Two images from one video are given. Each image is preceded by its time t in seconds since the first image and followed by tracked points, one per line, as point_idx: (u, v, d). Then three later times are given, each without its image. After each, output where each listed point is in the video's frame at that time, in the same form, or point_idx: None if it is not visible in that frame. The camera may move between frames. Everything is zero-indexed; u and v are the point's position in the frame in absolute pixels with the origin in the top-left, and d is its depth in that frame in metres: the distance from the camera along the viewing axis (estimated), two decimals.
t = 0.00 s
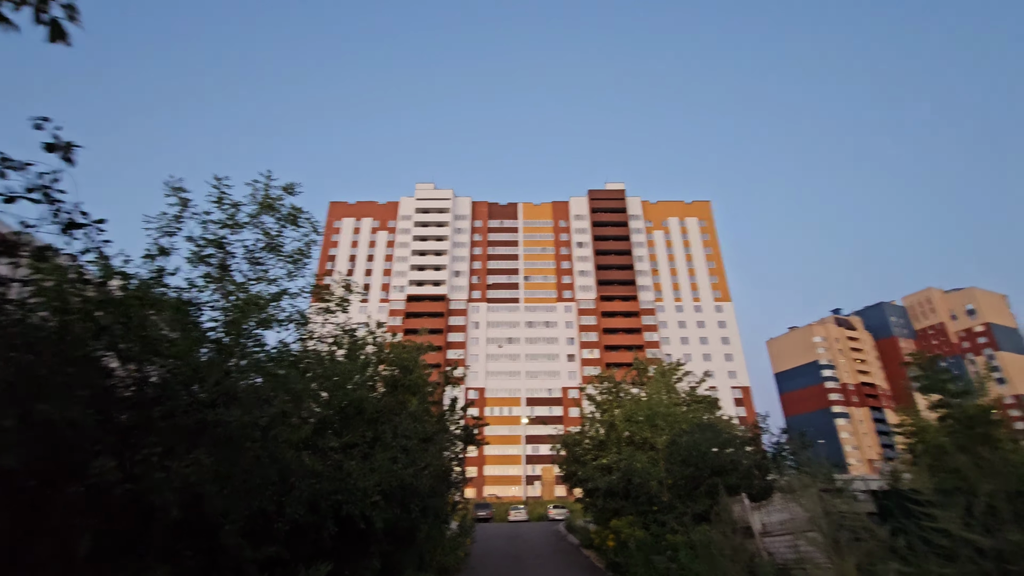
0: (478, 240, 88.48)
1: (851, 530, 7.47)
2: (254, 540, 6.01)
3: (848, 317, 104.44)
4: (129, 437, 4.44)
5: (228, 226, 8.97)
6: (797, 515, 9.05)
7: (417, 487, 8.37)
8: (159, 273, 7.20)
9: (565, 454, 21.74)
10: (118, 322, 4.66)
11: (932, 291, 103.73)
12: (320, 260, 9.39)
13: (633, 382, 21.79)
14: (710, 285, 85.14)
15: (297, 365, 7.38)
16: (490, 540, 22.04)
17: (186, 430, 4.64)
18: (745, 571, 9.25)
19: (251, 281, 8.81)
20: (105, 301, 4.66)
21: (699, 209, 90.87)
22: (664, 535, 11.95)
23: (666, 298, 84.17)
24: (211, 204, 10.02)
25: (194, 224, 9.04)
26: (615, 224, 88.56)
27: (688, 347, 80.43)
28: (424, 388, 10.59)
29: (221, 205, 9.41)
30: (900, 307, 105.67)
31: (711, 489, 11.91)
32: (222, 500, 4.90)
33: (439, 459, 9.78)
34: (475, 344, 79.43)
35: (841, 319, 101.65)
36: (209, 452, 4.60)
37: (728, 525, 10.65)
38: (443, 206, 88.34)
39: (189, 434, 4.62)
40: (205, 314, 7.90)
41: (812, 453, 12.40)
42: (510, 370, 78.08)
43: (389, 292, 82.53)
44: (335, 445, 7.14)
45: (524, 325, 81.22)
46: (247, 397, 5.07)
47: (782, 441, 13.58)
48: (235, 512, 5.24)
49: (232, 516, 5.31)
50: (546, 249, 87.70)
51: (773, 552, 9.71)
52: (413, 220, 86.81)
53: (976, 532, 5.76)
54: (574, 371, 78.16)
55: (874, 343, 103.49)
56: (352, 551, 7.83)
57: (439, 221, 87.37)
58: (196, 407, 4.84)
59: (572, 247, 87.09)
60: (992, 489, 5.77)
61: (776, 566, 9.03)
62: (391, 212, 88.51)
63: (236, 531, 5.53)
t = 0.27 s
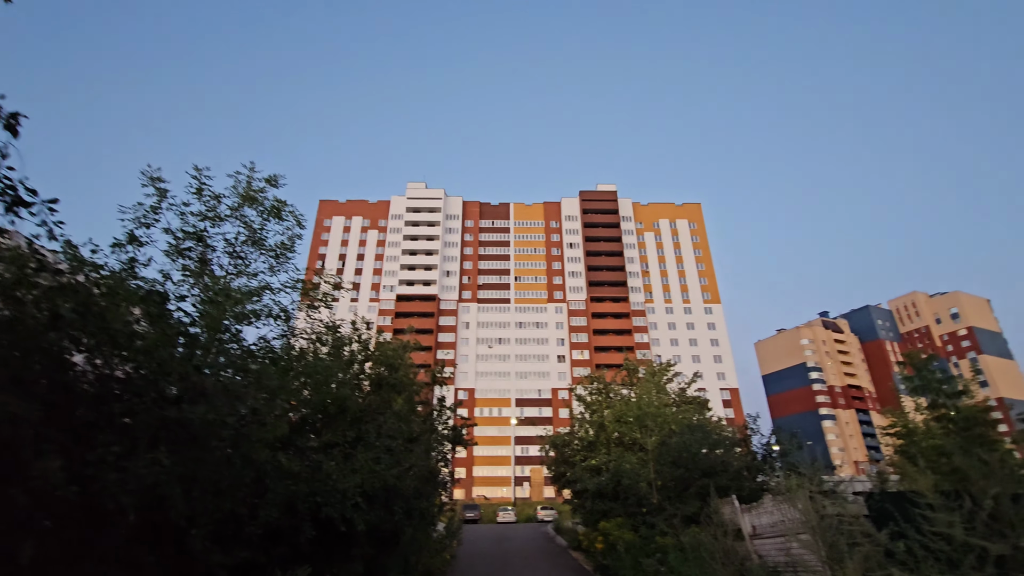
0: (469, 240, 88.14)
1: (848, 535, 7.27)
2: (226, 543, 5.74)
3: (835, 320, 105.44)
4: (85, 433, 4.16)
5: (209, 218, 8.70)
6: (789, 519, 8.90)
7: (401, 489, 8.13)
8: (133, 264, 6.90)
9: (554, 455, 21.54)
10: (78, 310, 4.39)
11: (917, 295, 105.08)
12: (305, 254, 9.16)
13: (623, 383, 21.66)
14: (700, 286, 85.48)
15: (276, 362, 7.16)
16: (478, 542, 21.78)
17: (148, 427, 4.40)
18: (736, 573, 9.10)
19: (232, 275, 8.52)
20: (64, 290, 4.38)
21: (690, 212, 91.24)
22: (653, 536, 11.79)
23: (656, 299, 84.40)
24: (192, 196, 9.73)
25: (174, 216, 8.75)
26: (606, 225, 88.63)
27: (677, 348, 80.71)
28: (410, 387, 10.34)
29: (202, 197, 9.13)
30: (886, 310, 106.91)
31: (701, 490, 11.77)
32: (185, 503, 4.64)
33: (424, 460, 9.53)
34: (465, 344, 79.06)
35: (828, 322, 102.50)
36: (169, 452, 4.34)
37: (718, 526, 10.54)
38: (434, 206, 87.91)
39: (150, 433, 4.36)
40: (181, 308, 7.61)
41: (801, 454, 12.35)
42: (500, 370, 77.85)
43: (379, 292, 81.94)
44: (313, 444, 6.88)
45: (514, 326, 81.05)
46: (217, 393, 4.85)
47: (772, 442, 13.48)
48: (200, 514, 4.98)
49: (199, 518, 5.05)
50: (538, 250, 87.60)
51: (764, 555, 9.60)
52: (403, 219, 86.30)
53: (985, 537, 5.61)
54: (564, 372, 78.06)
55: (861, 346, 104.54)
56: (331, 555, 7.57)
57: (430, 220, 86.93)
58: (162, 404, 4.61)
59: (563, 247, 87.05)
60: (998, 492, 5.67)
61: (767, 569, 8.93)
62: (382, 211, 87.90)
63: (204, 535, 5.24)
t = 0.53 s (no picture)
0: (465, 235, 87.80)
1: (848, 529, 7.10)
2: (200, 536, 5.48)
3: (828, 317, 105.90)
4: (39, 416, 3.89)
5: (192, 201, 8.43)
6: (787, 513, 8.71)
7: (388, 480, 7.93)
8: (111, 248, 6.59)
9: (546, 449, 21.48)
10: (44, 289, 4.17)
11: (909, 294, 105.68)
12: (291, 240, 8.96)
13: (616, 377, 21.58)
14: (695, 283, 85.57)
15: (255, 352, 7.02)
16: (470, 534, 21.80)
17: (111, 412, 4.16)
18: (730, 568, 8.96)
19: (216, 261, 8.27)
20: (24, 265, 4.15)
21: (685, 209, 91.22)
22: (645, 530, 11.67)
23: (651, 296, 84.45)
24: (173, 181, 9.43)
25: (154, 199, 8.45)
26: (601, 221, 88.50)
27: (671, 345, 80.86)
28: (400, 376, 10.12)
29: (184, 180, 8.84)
30: (878, 308, 107.50)
31: (694, 484, 11.62)
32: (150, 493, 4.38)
33: (413, 451, 9.32)
34: (459, 339, 78.86)
35: (822, 319, 102.92)
36: (129, 437, 4.10)
37: (711, 521, 10.41)
38: (429, 200, 87.47)
39: (111, 417, 4.12)
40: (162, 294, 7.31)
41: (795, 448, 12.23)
42: (495, 366, 77.73)
43: (374, 286, 81.58)
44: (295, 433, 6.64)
45: (509, 321, 80.91)
46: (188, 378, 4.64)
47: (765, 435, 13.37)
48: (169, 505, 4.73)
49: (168, 510, 4.80)
50: (533, 245, 87.37)
51: (757, 549, 9.44)
52: (398, 214, 85.84)
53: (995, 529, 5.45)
54: (558, 368, 78.05)
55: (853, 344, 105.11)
56: (315, 547, 7.38)
57: (425, 215, 86.50)
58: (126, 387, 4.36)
59: (559, 243, 86.87)
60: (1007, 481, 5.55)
61: (762, 564, 8.80)
62: (377, 205, 87.37)
63: (174, 528, 4.99)
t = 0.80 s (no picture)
0: (471, 233, 87.69)
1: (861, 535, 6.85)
2: (187, 532, 5.39)
3: (837, 317, 104.95)
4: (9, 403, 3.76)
5: (189, 193, 8.27)
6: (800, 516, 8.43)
7: (387, 478, 7.78)
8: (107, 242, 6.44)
9: (551, 449, 21.25)
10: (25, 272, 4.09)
11: (920, 294, 104.52)
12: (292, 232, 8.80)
13: (623, 376, 21.32)
14: (702, 283, 85.03)
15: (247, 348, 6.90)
16: (474, 534, 21.62)
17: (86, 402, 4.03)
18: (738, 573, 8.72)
19: (214, 254, 8.14)
20: (2, 250, 4.08)
21: (693, 207, 90.62)
22: (650, 531, 11.47)
23: (658, 295, 84.02)
24: (171, 171, 9.25)
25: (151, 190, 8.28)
26: (608, 219, 88.09)
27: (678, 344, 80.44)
28: (401, 372, 9.96)
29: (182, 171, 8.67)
30: (888, 309, 106.41)
31: (699, 486, 11.38)
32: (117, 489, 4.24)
33: (414, 448, 9.16)
34: (465, 337, 78.82)
35: (830, 320, 102.05)
36: (98, 433, 3.93)
37: (717, 523, 10.20)
38: (436, 198, 87.36)
39: (92, 405, 4.05)
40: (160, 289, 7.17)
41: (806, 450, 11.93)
42: (501, 364, 77.64)
43: (380, 284, 81.69)
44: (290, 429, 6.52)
45: (515, 320, 80.77)
46: (171, 370, 4.53)
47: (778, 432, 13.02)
48: (150, 501, 4.63)
49: (150, 505, 4.69)
50: (540, 243, 87.12)
51: (764, 552, 9.21)
52: (405, 211, 85.85)
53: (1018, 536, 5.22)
54: (564, 367, 77.84)
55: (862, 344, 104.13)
56: (311, 543, 7.31)
57: (432, 213, 86.44)
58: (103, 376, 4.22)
59: (565, 242, 86.57)
60: None
61: (768, 568, 8.59)
62: (384, 203, 87.41)
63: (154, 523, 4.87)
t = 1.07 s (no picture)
0: (479, 233, 87.62)
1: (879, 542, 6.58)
2: (180, 532, 5.26)
3: (848, 321, 103.80)
4: None
5: (192, 187, 8.21)
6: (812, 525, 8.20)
7: (389, 477, 7.64)
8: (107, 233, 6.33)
9: (557, 450, 21.09)
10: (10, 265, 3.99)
11: (933, 299, 103.11)
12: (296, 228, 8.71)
13: (629, 377, 21.12)
14: (711, 285, 84.41)
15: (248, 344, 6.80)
16: (478, 534, 21.54)
17: (72, 395, 3.87)
18: None
19: (217, 249, 8.06)
20: None
21: (702, 209, 90.01)
22: (657, 536, 11.27)
23: (666, 297, 83.51)
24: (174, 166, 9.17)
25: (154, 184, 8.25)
26: (617, 220, 87.70)
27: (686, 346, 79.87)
28: (404, 370, 9.82)
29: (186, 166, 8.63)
30: (901, 313, 105.10)
31: (708, 490, 11.14)
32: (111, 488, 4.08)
33: (417, 447, 9.03)
34: (472, 337, 78.74)
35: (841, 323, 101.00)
36: (83, 427, 3.77)
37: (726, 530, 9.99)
38: (444, 198, 87.42)
39: (81, 402, 3.89)
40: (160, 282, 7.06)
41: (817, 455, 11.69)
42: (507, 364, 77.48)
43: (388, 283, 81.86)
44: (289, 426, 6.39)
45: (522, 320, 80.59)
46: (164, 363, 4.33)
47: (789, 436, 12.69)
48: (140, 500, 4.47)
49: (141, 503, 4.51)
50: (547, 244, 86.90)
51: (774, 560, 8.98)
52: (413, 211, 85.97)
53: None
54: (571, 368, 77.55)
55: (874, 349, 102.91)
56: (311, 542, 7.19)
57: (440, 212, 86.48)
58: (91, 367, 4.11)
59: (573, 242, 86.28)
60: None
61: None
62: (392, 202, 87.59)
63: (147, 523, 4.67)
